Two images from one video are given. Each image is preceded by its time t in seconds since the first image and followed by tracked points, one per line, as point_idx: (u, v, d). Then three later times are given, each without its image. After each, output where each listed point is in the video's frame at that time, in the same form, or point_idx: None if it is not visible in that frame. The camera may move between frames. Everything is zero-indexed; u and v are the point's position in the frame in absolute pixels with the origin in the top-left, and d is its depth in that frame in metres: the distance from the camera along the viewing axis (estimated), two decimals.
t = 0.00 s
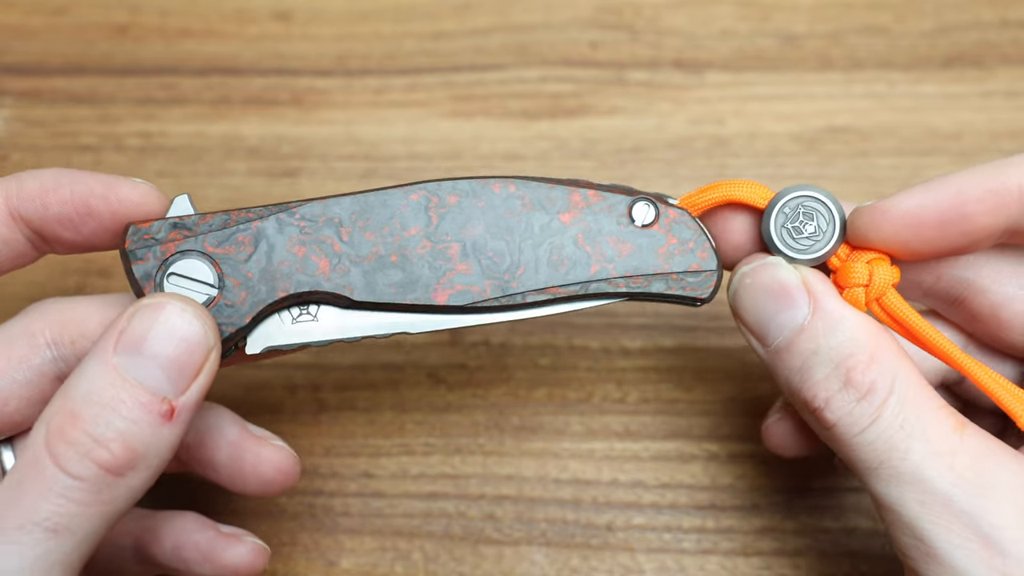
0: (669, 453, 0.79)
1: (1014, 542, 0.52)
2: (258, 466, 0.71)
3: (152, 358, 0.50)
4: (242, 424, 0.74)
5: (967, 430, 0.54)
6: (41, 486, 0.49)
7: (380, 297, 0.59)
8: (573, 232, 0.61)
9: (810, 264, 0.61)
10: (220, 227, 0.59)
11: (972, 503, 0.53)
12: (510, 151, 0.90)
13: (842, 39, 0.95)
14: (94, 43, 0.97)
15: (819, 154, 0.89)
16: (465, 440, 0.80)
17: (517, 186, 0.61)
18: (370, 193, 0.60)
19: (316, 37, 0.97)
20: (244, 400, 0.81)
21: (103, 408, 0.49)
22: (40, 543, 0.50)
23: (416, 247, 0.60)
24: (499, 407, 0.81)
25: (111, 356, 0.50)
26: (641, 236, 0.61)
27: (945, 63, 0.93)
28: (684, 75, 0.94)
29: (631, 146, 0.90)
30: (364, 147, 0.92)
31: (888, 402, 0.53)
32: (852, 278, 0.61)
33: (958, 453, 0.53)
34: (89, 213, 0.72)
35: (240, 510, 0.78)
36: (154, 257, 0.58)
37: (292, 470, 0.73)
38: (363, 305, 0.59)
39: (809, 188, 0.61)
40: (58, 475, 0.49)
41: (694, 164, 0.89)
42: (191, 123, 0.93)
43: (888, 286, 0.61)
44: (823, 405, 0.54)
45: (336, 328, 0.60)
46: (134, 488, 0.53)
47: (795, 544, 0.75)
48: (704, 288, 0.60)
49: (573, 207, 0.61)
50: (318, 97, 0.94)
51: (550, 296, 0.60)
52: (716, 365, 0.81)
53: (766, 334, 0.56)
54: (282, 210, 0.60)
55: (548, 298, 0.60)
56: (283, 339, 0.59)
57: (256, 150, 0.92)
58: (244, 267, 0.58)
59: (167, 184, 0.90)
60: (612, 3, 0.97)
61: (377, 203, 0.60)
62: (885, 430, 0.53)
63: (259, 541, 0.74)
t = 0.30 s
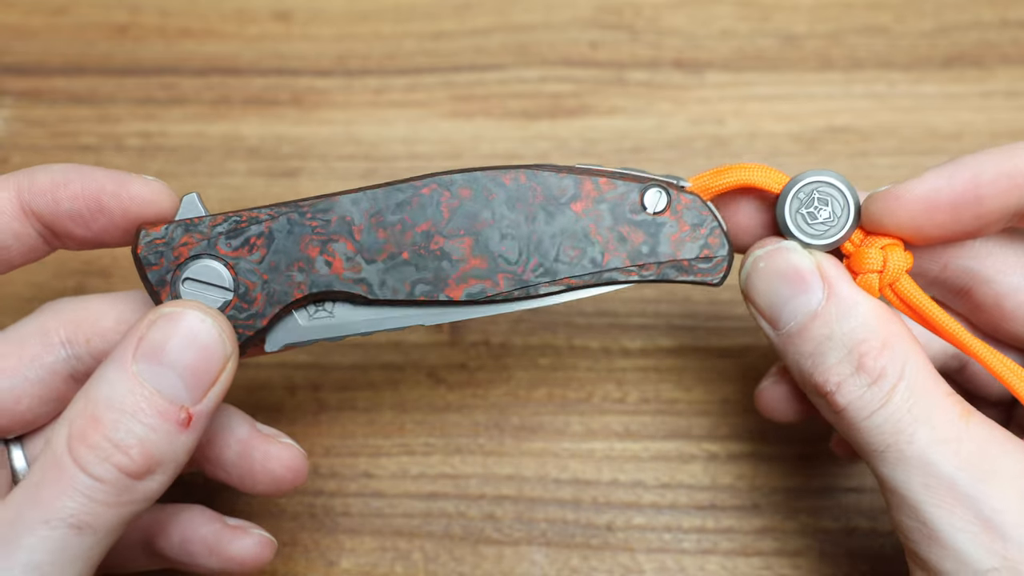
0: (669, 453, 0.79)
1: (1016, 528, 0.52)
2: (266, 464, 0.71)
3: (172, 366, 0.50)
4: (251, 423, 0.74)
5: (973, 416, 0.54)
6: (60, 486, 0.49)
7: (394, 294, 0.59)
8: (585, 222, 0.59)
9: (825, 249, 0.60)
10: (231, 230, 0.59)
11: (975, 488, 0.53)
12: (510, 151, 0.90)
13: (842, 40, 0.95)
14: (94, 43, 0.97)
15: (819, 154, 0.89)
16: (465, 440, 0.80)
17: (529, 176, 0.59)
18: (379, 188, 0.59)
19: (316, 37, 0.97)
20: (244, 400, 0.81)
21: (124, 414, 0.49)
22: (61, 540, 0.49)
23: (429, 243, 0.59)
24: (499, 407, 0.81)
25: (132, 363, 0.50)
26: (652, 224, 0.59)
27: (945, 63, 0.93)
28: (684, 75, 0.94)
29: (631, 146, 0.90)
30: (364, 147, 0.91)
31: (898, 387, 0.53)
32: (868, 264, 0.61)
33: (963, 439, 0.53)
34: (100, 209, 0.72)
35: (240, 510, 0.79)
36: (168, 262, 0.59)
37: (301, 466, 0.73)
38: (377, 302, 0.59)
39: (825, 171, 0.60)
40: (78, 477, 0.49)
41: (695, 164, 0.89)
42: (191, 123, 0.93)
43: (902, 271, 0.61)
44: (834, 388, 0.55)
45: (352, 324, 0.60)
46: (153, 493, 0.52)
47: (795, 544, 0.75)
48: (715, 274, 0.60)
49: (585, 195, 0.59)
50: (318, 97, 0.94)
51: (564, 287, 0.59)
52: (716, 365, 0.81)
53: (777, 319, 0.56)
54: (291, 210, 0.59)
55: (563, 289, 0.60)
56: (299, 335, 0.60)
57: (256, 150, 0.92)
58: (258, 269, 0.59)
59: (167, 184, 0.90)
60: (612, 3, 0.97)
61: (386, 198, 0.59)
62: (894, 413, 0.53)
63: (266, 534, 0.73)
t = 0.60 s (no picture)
0: (669, 453, 0.79)
1: (1007, 529, 0.52)
2: (258, 488, 0.71)
3: (167, 372, 0.50)
4: (249, 442, 0.74)
5: (967, 417, 0.54)
6: (54, 491, 0.49)
7: (395, 296, 0.59)
8: (587, 222, 0.59)
9: (821, 248, 0.60)
10: (229, 234, 0.58)
11: (966, 488, 0.53)
12: (510, 151, 0.90)
13: (842, 39, 0.95)
14: (94, 43, 0.97)
15: (820, 154, 0.89)
16: (465, 440, 0.80)
17: (530, 176, 0.59)
18: (379, 190, 0.59)
19: (316, 37, 0.97)
20: (244, 400, 0.81)
21: (118, 419, 0.49)
22: (52, 544, 0.49)
23: (429, 245, 0.59)
24: (499, 407, 0.81)
25: (127, 368, 0.50)
26: (655, 224, 0.59)
27: (944, 63, 0.93)
28: (684, 75, 0.94)
29: (630, 146, 0.90)
30: (364, 147, 0.91)
31: (892, 386, 0.53)
32: (865, 265, 0.61)
33: (956, 440, 0.53)
34: (98, 214, 0.72)
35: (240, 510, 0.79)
36: (166, 267, 0.58)
37: (295, 491, 0.72)
38: (379, 305, 0.59)
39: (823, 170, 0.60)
40: (72, 482, 0.49)
41: (695, 164, 0.88)
42: (191, 123, 0.93)
43: (900, 272, 0.61)
44: (828, 386, 0.55)
45: (353, 327, 0.60)
46: (145, 498, 0.52)
47: (795, 544, 0.75)
48: (720, 273, 0.59)
49: (586, 195, 0.59)
50: (318, 97, 0.94)
51: (566, 288, 0.59)
52: (716, 365, 0.81)
53: (775, 317, 0.56)
54: (291, 213, 0.59)
55: (565, 289, 0.59)
56: (301, 341, 0.60)
57: (255, 150, 0.92)
58: (257, 273, 0.58)
59: (167, 184, 0.90)
60: (612, 3, 0.97)
61: (386, 200, 0.59)
62: (887, 412, 0.53)
63: (259, 542, 0.73)
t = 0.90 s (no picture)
0: (669, 453, 0.79)
1: (1009, 534, 0.52)
2: (252, 496, 0.71)
3: (162, 378, 0.50)
4: (245, 449, 0.74)
5: (970, 421, 0.54)
6: (44, 494, 0.49)
7: (399, 299, 0.59)
8: (592, 223, 0.59)
9: (824, 252, 0.60)
10: (231, 237, 0.58)
11: (968, 493, 0.53)
12: (510, 151, 0.90)
13: (842, 40, 0.95)
14: (94, 43, 0.97)
15: (820, 154, 0.89)
16: (465, 440, 0.80)
17: (534, 177, 0.59)
18: (382, 193, 0.59)
19: (316, 37, 0.97)
20: (243, 400, 0.81)
21: (111, 425, 0.49)
22: (40, 548, 0.49)
23: (434, 247, 0.59)
24: (499, 407, 0.81)
25: (123, 373, 0.49)
26: (661, 224, 0.59)
27: (945, 63, 0.93)
28: (684, 75, 0.94)
29: (631, 146, 0.90)
30: (364, 147, 0.91)
31: (892, 389, 0.53)
32: (865, 271, 0.61)
33: (958, 444, 0.53)
34: (99, 218, 0.72)
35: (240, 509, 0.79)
36: (167, 271, 0.58)
37: (289, 501, 0.72)
38: (384, 310, 0.59)
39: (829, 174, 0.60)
40: (63, 486, 0.49)
41: (695, 164, 0.88)
42: (191, 123, 0.93)
43: (900, 280, 0.61)
44: (828, 389, 0.55)
45: (357, 332, 0.60)
46: (138, 504, 0.52)
47: (795, 544, 0.75)
48: (727, 273, 0.59)
49: (591, 195, 0.59)
50: (318, 97, 0.94)
51: (572, 289, 0.59)
52: (716, 364, 0.81)
53: (775, 319, 0.56)
54: (293, 216, 0.59)
55: (571, 291, 0.59)
56: (303, 346, 0.60)
57: (255, 150, 0.92)
58: (259, 277, 0.58)
59: (167, 184, 0.90)
60: (612, 3, 0.97)
61: (390, 203, 0.59)
62: (888, 416, 0.53)
63: (252, 552, 0.73)
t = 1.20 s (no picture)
0: (669, 453, 0.79)
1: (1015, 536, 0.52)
2: (258, 501, 0.71)
3: (174, 393, 0.50)
4: (252, 454, 0.73)
5: (973, 422, 0.53)
6: (54, 505, 0.49)
7: (409, 305, 0.59)
8: (599, 222, 0.59)
9: (829, 252, 0.60)
10: (237, 251, 0.58)
11: (972, 496, 0.52)
12: (510, 151, 0.90)
13: (842, 39, 0.95)
14: (94, 43, 0.97)
15: (820, 154, 0.89)
16: (465, 440, 0.80)
17: (539, 178, 0.59)
18: (386, 200, 0.58)
19: (316, 37, 0.97)
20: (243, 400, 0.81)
21: (123, 437, 0.49)
22: (47, 560, 0.49)
23: (441, 253, 0.59)
24: (499, 407, 0.82)
25: (135, 387, 0.50)
26: (667, 220, 0.59)
27: (945, 63, 0.93)
28: (684, 75, 0.94)
29: (630, 146, 0.90)
30: (364, 147, 0.91)
31: (890, 389, 0.53)
32: (868, 272, 0.60)
33: (961, 446, 0.53)
34: (103, 228, 0.72)
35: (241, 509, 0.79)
36: (174, 288, 0.58)
37: (296, 505, 0.72)
38: (393, 315, 0.59)
39: (838, 173, 0.60)
40: (72, 498, 0.49)
41: (695, 164, 0.88)
42: (191, 123, 0.93)
43: (903, 283, 0.61)
44: (825, 391, 0.55)
45: (368, 338, 0.60)
46: (146, 517, 0.52)
47: (795, 544, 0.75)
48: (733, 266, 0.59)
49: (597, 194, 0.59)
50: (318, 97, 0.94)
51: (580, 289, 0.59)
52: (715, 364, 0.81)
53: (774, 318, 0.57)
54: (298, 226, 0.58)
55: (579, 290, 0.59)
56: (314, 354, 0.60)
57: (256, 150, 0.92)
58: (268, 289, 0.58)
59: (167, 184, 0.90)
60: (612, 3, 0.97)
61: (394, 209, 0.58)
62: (887, 417, 0.53)
63: (254, 558, 0.74)
